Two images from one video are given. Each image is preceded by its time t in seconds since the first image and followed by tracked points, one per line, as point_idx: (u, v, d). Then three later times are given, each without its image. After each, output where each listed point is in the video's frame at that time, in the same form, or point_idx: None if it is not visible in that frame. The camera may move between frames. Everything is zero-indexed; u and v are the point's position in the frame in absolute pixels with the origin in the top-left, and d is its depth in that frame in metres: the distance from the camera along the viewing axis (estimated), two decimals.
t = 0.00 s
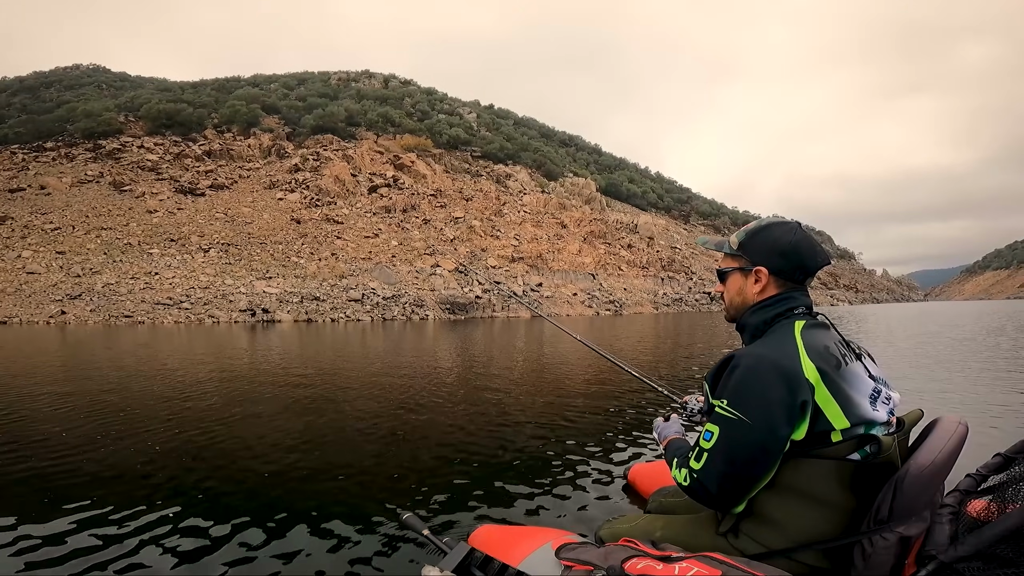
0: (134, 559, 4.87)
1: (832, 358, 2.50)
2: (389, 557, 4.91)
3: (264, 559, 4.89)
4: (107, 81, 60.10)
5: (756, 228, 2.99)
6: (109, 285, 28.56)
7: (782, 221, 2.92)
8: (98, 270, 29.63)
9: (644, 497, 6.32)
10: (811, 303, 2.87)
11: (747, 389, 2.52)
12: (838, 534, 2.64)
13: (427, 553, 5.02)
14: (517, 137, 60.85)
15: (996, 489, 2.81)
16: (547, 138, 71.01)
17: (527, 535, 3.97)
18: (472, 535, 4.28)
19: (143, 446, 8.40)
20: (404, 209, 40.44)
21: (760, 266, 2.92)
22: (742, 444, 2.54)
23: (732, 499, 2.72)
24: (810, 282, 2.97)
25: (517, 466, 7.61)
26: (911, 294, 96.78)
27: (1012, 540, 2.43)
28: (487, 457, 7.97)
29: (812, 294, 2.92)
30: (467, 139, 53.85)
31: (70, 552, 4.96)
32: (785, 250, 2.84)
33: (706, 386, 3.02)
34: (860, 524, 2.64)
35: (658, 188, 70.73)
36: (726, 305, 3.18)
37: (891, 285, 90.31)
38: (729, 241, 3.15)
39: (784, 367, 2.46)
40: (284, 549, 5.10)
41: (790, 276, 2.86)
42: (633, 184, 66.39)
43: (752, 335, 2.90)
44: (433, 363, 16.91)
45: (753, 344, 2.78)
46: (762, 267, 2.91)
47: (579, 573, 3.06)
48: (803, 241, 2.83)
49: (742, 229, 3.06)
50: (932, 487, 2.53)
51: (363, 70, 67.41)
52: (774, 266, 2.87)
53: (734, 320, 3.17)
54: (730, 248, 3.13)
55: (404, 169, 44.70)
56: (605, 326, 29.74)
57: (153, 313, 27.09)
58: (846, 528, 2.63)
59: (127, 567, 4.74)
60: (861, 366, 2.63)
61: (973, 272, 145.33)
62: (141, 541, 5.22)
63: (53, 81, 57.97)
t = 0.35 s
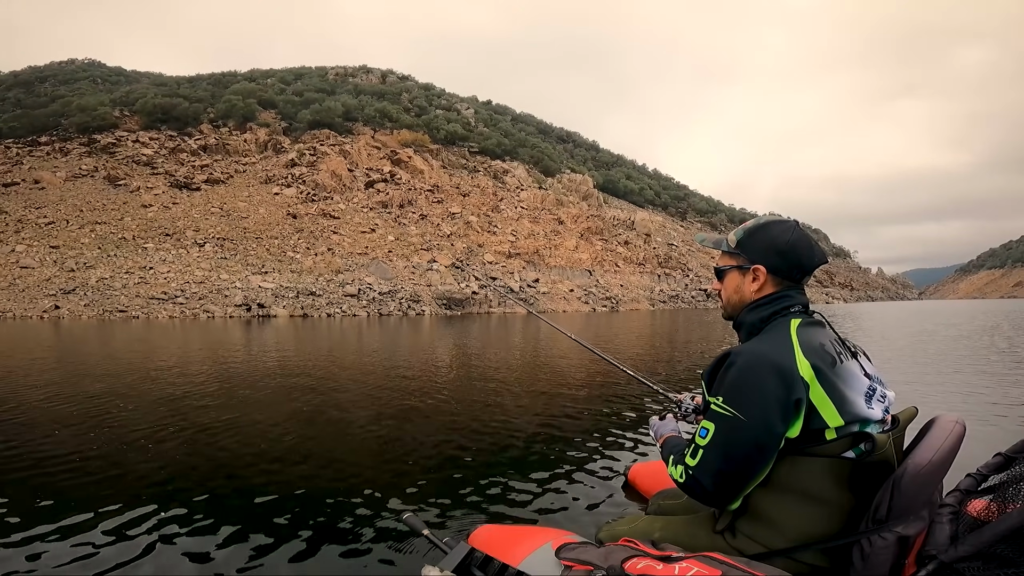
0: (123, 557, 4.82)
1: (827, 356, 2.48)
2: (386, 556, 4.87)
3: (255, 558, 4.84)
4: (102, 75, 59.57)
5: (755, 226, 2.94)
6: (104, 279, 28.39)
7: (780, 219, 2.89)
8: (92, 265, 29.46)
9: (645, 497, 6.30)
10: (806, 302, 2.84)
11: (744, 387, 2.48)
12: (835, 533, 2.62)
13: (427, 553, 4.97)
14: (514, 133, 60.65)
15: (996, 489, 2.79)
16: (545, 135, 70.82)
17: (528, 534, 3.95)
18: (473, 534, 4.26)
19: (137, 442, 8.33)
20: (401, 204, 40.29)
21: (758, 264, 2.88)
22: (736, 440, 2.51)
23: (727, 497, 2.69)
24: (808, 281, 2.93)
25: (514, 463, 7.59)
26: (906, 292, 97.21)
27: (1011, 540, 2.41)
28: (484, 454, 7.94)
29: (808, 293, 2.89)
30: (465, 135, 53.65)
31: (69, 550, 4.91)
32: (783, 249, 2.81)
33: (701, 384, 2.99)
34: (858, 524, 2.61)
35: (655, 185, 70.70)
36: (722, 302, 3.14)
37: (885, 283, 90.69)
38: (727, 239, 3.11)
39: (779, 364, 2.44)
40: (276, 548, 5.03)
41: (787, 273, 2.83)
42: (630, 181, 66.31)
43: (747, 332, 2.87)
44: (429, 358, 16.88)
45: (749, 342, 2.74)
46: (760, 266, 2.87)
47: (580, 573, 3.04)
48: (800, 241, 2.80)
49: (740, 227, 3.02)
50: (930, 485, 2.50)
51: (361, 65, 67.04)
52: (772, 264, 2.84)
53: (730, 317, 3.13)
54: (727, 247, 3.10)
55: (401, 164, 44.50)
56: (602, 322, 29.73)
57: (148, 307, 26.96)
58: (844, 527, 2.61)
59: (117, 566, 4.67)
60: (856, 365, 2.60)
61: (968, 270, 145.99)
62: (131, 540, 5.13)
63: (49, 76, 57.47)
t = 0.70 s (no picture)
0: (115, 555, 4.75)
1: (828, 355, 2.45)
2: (383, 555, 4.84)
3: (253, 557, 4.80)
4: (99, 71, 59.27)
5: (756, 225, 2.90)
6: (99, 276, 28.25)
7: (780, 218, 2.86)
8: (87, 261, 29.29)
9: (647, 498, 6.27)
10: (807, 302, 2.82)
11: (744, 386, 2.45)
12: (835, 534, 2.59)
13: (425, 552, 4.93)
14: (513, 132, 60.55)
15: (996, 489, 2.76)
16: (544, 133, 70.74)
17: (528, 535, 3.91)
18: (472, 534, 4.22)
19: (132, 438, 8.26)
20: (399, 202, 40.20)
21: (759, 263, 2.85)
22: (736, 439, 2.48)
23: (726, 497, 2.66)
24: (808, 280, 2.90)
25: (511, 461, 7.55)
26: (901, 292, 97.66)
27: (1010, 540, 2.40)
28: (480, 452, 7.91)
29: (808, 293, 2.86)
30: (463, 133, 53.56)
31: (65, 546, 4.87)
32: (784, 248, 2.78)
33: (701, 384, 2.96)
34: (857, 523, 2.59)
35: (653, 184, 70.74)
36: (723, 302, 3.10)
37: (881, 284, 91.04)
38: (728, 238, 3.08)
39: (780, 363, 2.41)
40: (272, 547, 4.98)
41: (788, 272, 2.79)
42: (628, 180, 66.35)
43: (748, 331, 2.84)
44: (425, 356, 16.86)
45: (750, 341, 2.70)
46: (761, 265, 2.84)
47: (579, 573, 3.02)
48: (802, 239, 2.78)
49: (741, 226, 2.98)
50: (930, 484, 2.48)
51: (360, 62, 66.80)
52: (774, 263, 2.80)
53: (731, 316, 3.10)
54: (728, 246, 3.06)
55: (399, 162, 44.38)
56: (598, 321, 29.71)
57: (143, 304, 26.82)
58: (844, 527, 2.58)
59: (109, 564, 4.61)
60: (856, 364, 2.58)
61: (963, 272, 146.49)
62: (126, 538, 5.07)
63: (46, 72, 57.03)
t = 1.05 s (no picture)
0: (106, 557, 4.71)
1: (826, 355, 2.43)
2: (379, 556, 4.79)
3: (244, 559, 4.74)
4: (91, 70, 58.78)
5: (753, 225, 2.88)
6: (89, 276, 27.98)
7: (777, 217, 2.83)
8: (78, 261, 29.02)
9: (646, 498, 6.24)
10: (805, 302, 2.79)
11: (744, 385, 2.42)
12: (834, 534, 2.57)
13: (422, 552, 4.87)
14: (508, 132, 60.52)
15: (996, 489, 2.75)
16: (539, 134, 70.77)
17: (528, 535, 3.88)
18: (472, 534, 4.17)
19: (122, 440, 8.16)
20: (393, 202, 40.08)
21: (757, 262, 2.82)
22: (734, 439, 2.45)
23: (723, 496, 2.64)
24: (805, 281, 2.87)
25: (507, 462, 7.51)
26: (892, 293, 98.35)
27: (1011, 540, 2.39)
28: (476, 453, 7.86)
29: (806, 293, 2.83)
30: (458, 133, 53.48)
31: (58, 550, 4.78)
32: (781, 248, 2.76)
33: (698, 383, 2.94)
34: (856, 523, 2.57)
35: (648, 185, 70.89)
36: (721, 302, 3.07)
37: (873, 285, 91.65)
38: (724, 239, 3.05)
39: (778, 363, 2.38)
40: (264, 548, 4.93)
41: (785, 271, 2.77)
42: (623, 181, 66.49)
43: (746, 331, 2.81)
44: (420, 357, 16.78)
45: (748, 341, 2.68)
46: (759, 264, 2.81)
47: (579, 573, 2.99)
48: (798, 239, 2.76)
49: (738, 226, 2.95)
50: (929, 483, 2.46)
51: (354, 62, 66.60)
52: (771, 263, 2.78)
53: (729, 317, 3.07)
54: (724, 246, 3.04)
55: (394, 162, 44.24)
56: (593, 322, 29.68)
57: (134, 304, 26.56)
58: (843, 527, 2.56)
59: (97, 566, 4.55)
60: (854, 363, 2.55)
61: (954, 273, 147.76)
62: (116, 539, 5.02)
63: (37, 71, 56.50)
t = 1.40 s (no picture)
0: (102, 556, 4.69)
1: (834, 356, 2.40)
2: (376, 556, 4.76)
3: (243, 558, 4.71)
4: (81, 68, 58.18)
5: (758, 223, 2.86)
6: (80, 275, 27.71)
7: (782, 214, 2.81)
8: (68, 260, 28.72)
9: (647, 498, 6.22)
10: (813, 299, 2.76)
11: (747, 387, 2.40)
12: (834, 534, 2.57)
13: (419, 553, 4.83)
14: (502, 130, 60.43)
15: (996, 490, 2.74)
16: (533, 132, 70.69)
17: (528, 534, 3.85)
18: (472, 534, 4.14)
19: (114, 440, 8.06)
20: (387, 201, 39.92)
21: (764, 261, 2.80)
22: (738, 441, 2.44)
23: (725, 497, 2.63)
24: (812, 280, 2.85)
25: (503, 461, 7.47)
26: (884, 292, 99.02)
27: (1013, 541, 2.38)
28: (472, 453, 7.82)
29: (812, 292, 2.81)
30: (452, 131, 53.32)
31: (56, 550, 4.76)
32: (788, 246, 2.73)
33: (702, 384, 2.92)
34: (856, 524, 2.56)
35: (642, 184, 71.01)
36: (726, 301, 3.05)
37: (864, 283, 92.38)
38: (728, 236, 3.03)
39: (785, 364, 2.36)
40: (262, 547, 4.91)
41: (793, 270, 2.75)
42: (617, 179, 66.57)
43: (752, 330, 2.80)
44: (414, 355, 16.73)
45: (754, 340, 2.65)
46: (765, 263, 2.79)
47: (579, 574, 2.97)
48: (805, 237, 2.73)
49: (743, 224, 2.93)
50: (928, 484, 2.44)
51: (348, 60, 66.26)
52: (778, 261, 2.75)
53: (734, 316, 3.05)
54: (728, 244, 3.01)
55: (388, 160, 44.05)
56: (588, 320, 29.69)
57: (125, 303, 26.32)
58: (843, 527, 2.56)
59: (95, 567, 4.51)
60: (860, 364, 2.53)
61: (944, 272, 149.04)
62: (112, 540, 4.98)
63: (26, 69, 55.87)
